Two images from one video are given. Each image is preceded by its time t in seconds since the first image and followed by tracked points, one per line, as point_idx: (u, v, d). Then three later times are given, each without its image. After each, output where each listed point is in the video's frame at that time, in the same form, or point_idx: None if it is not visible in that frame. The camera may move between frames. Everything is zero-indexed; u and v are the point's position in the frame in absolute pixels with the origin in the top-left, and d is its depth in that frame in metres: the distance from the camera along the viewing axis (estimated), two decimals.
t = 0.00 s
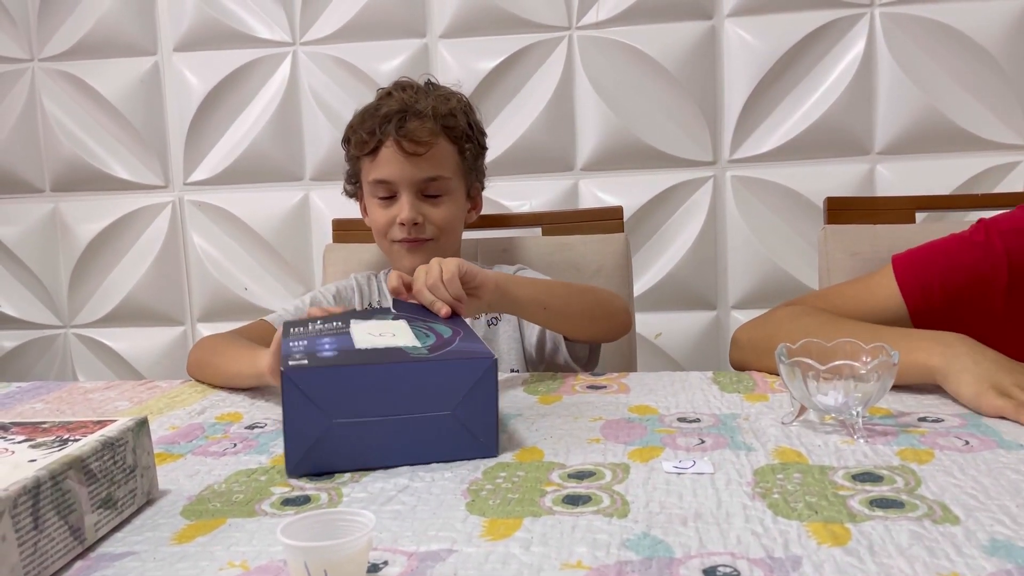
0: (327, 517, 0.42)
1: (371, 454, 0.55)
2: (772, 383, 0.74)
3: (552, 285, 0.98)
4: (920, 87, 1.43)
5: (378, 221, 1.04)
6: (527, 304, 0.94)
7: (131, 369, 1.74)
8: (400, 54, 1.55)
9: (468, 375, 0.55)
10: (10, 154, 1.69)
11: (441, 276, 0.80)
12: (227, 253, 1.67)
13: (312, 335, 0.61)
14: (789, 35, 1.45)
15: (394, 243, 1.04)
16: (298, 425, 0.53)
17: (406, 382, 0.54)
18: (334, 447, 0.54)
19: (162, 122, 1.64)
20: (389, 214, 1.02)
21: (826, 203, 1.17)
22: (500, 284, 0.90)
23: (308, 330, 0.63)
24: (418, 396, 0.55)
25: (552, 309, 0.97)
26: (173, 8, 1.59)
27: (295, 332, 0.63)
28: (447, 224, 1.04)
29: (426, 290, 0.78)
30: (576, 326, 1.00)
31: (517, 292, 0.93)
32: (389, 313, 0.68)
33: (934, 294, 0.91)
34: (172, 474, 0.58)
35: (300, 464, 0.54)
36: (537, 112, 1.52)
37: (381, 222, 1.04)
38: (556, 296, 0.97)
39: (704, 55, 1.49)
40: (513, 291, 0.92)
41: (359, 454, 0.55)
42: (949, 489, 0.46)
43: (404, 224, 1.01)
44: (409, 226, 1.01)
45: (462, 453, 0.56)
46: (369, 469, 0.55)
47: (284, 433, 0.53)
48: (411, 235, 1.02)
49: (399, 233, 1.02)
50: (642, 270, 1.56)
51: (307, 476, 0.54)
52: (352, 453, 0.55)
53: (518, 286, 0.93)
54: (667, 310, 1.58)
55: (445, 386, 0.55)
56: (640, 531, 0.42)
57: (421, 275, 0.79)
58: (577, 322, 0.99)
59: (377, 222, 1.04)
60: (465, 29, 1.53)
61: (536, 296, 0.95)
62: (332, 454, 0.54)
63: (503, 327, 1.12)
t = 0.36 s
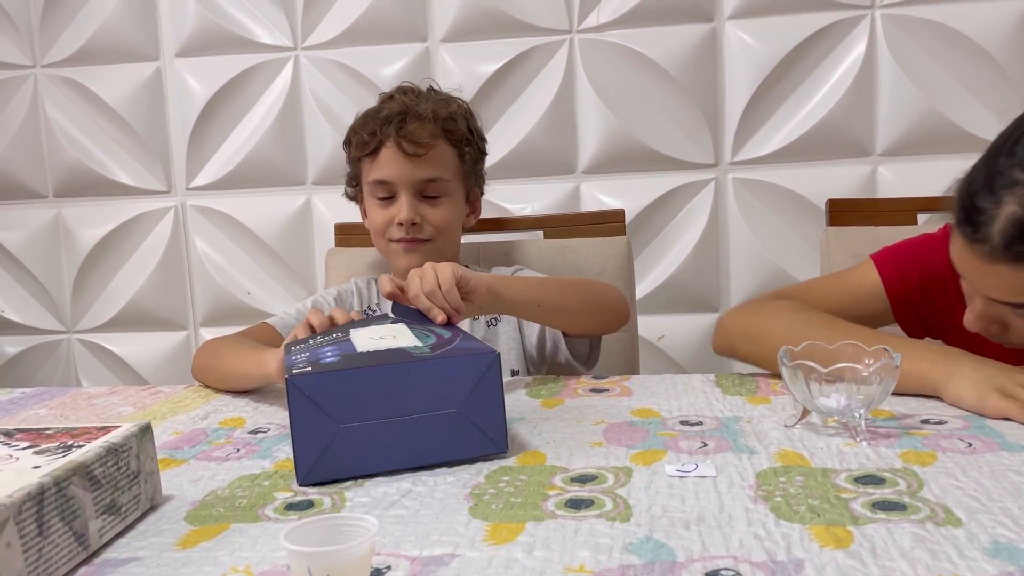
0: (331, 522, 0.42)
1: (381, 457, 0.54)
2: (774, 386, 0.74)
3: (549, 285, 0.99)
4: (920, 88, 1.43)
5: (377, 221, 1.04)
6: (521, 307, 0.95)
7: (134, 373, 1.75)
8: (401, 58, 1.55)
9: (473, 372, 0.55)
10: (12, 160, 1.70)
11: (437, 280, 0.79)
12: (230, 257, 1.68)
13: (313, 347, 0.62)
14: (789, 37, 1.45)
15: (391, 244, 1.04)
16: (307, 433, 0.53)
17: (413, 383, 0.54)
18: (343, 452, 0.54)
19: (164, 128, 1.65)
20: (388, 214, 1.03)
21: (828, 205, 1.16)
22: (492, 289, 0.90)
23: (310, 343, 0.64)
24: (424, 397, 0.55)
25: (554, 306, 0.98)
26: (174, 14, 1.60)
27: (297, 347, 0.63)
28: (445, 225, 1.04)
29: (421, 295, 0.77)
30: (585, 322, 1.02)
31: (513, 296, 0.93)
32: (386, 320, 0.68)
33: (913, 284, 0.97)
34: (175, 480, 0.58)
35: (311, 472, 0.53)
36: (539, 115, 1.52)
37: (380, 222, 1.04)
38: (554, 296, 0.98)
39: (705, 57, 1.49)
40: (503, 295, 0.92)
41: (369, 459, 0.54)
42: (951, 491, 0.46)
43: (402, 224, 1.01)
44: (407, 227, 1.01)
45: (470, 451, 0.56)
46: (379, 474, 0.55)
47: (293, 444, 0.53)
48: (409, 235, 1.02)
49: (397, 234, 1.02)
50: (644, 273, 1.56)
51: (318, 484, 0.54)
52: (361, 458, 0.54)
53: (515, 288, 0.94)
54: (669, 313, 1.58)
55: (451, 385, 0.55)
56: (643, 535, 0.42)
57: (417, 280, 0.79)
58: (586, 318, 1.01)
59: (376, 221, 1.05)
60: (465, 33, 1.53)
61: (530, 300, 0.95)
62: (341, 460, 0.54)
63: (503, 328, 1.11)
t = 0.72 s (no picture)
0: (333, 529, 0.42)
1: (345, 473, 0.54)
2: (776, 389, 0.74)
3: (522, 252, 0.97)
4: (922, 89, 1.42)
5: (379, 223, 1.04)
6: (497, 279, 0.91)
7: (138, 380, 1.75)
8: (402, 64, 1.55)
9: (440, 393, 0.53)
10: (16, 167, 1.70)
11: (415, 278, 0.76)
12: (233, 263, 1.68)
13: (303, 358, 0.62)
14: (790, 38, 1.45)
15: (392, 245, 1.04)
16: (269, 444, 0.53)
17: (376, 401, 0.53)
18: (305, 465, 0.54)
19: (167, 134, 1.65)
20: (389, 215, 1.03)
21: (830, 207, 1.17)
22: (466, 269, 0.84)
23: (305, 353, 0.65)
24: (388, 417, 0.53)
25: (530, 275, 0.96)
26: (177, 21, 1.60)
27: (294, 356, 0.65)
28: (446, 226, 1.03)
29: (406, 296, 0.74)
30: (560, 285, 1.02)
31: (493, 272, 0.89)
32: (387, 337, 0.68)
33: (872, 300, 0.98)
34: (179, 487, 0.58)
35: (274, 483, 0.54)
36: (541, 119, 1.53)
37: (381, 223, 1.04)
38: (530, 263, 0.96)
39: (705, 60, 1.49)
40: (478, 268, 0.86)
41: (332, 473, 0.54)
42: (952, 495, 0.46)
43: (402, 224, 1.01)
44: (409, 227, 1.01)
45: (438, 474, 0.54)
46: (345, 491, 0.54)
47: (256, 453, 0.54)
48: (409, 235, 1.02)
49: (398, 234, 1.02)
50: (646, 276, 1.56)
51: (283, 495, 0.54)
52: (325, 472, 0.54)
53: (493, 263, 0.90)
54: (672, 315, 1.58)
55: (416, 405, 0.53)
56: (645, 540, 0.42)
57: (394, 279, 0.75)
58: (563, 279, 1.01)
59: (377, 224, 1.05)
60: (466, 38, 1.53)
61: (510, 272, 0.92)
62: (305, 472, 0.54)
63: (502, 325, 1.15)
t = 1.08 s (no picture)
0: (338, 535, 0.42)
1: (359, 475, 0.54)
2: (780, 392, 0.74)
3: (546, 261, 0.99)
4: (926, 90, 1.42)
5: (379, 228, 1.04)
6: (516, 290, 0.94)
7: (144, 386, 1.75)
8: (405, 69, 1.56)
9: (458, 396, 0.54)
10: (21, 175, 1.71)
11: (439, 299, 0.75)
12: (237, 269, 1.68)
13: (315, 359, 0.62)
14: (792, 40, 1.45)
15: (393, 250, 1.03)
16: (285, 446, 0.53)
17: (395, 404, 0.53)
18: (318, 468, 0.54)
19: (172, 141, 1.66)
20: (389, 220, 1.02)
21: (835, 209, 1.17)
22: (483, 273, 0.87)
23: (316, 354, 0.65)
24: (403, 419, 0.53)
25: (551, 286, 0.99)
26: (180, 29, 1.61)
27: (304, 357, 0.65)
28: (446, 230, 1.03)
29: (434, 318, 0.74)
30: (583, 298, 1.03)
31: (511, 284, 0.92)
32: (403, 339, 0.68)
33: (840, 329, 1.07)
34: (185, 494, 0.58)
35: (286, 486, 0.54)
36: (544, 122, 1.53)
37: (381, 229, 1.04)
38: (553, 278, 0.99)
39: (708, 62, 1.49)
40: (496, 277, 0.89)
41: (346, 476, 0.54)
42: (958, 497, 0.46)
43: (402, 229, 1.00)
44: (408, 232, 1.00)
45: (453, 478, 0.55)
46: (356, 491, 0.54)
47: (271, 454, 0.53)
48: (409, 240, 1.01)
49: (398, 240, 1.02)
50: (651, 278, 1.56)
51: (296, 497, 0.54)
52: (340, 474, 0.54)
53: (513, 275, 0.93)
54: (677, 318, 1.58)
55: (433, 408, 0.53)
56: (650, 545, 0.42)
57: (421, 302, 0.75)
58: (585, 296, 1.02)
59: (377, 229, 1.05)
60: (469, 42, 1.54)
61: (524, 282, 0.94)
62: (318, 474, 0.54)
63: (501, 332, 1.13)
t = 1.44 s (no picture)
0: (346, 541, 0.42)
1: (387, 480, 0.55)
2: (785, 394, 0.74)
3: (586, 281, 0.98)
4: (932, 90, 1.42)
5: (377, 235, 1.04)
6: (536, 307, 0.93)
7: (152, 391, 1.76)
8: (410, 74, 1.56)
9: (483, 396, 0.54)
10: (29, 183, 1.72)
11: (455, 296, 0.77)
12: (245, 274, 1.69)
13: (331, 362, 0.63)
14: (797, 41, 1.45)
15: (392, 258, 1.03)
16: (312, 454, 0.53)
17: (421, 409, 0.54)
18: (347, 474, 0.54)
19: (179, 148, 1.67)
20: (388, 227, 1.02)
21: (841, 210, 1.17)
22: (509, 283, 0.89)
23: (329, 356, 0.65)
24: (431, 422, 0.54)
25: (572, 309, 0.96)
26: (187, 36, 1.62)
27: (317, 359, 0.65)
28: (446, 235, 1.03)
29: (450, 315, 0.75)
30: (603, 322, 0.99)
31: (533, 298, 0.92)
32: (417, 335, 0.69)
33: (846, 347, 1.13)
34: (194, 499, 0.58)
35: (316, 493, 0.54)
36: (549, 126, 1.53)
37: (380, 235, 1.03)
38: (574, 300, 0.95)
39: (713, 64, 1.49)
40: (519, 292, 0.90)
41: (375, 481, 0.54)
42: (966, 499, 0.45)
43: (401, 237, 1.00)
44: (407, 241, 1.00)
45: (480, 479, 0.56)
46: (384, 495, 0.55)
47: (299, 463, 0.53)
48: (409, 248, 1.01)
49: (397, 248, 1.02)
50: (657, 280, 1.56)
51: (324, 504, 0.54)
52: (369, 479, 0.54)
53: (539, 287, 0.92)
54: (683, 320, 1.58)
55: (458, 411, 0.54)
56: (657, 549, 0.42)
57: (434, 296, 0.76)
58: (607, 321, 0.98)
59: (376, 236, 1.04)
60: (473, 47, 1.54)
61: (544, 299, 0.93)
62: (347, 481, 0.54)
63: (508, 346, 1.11)
